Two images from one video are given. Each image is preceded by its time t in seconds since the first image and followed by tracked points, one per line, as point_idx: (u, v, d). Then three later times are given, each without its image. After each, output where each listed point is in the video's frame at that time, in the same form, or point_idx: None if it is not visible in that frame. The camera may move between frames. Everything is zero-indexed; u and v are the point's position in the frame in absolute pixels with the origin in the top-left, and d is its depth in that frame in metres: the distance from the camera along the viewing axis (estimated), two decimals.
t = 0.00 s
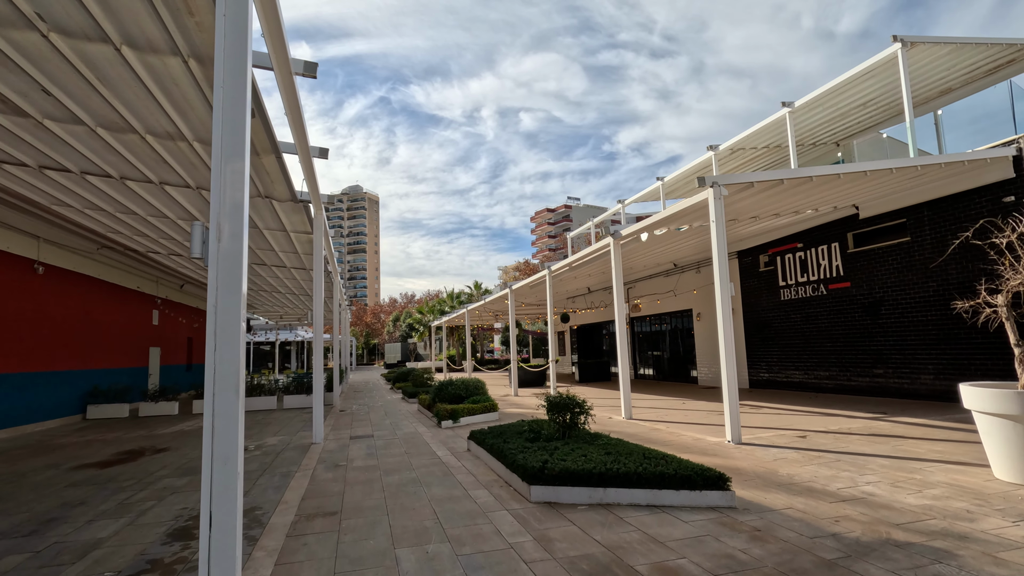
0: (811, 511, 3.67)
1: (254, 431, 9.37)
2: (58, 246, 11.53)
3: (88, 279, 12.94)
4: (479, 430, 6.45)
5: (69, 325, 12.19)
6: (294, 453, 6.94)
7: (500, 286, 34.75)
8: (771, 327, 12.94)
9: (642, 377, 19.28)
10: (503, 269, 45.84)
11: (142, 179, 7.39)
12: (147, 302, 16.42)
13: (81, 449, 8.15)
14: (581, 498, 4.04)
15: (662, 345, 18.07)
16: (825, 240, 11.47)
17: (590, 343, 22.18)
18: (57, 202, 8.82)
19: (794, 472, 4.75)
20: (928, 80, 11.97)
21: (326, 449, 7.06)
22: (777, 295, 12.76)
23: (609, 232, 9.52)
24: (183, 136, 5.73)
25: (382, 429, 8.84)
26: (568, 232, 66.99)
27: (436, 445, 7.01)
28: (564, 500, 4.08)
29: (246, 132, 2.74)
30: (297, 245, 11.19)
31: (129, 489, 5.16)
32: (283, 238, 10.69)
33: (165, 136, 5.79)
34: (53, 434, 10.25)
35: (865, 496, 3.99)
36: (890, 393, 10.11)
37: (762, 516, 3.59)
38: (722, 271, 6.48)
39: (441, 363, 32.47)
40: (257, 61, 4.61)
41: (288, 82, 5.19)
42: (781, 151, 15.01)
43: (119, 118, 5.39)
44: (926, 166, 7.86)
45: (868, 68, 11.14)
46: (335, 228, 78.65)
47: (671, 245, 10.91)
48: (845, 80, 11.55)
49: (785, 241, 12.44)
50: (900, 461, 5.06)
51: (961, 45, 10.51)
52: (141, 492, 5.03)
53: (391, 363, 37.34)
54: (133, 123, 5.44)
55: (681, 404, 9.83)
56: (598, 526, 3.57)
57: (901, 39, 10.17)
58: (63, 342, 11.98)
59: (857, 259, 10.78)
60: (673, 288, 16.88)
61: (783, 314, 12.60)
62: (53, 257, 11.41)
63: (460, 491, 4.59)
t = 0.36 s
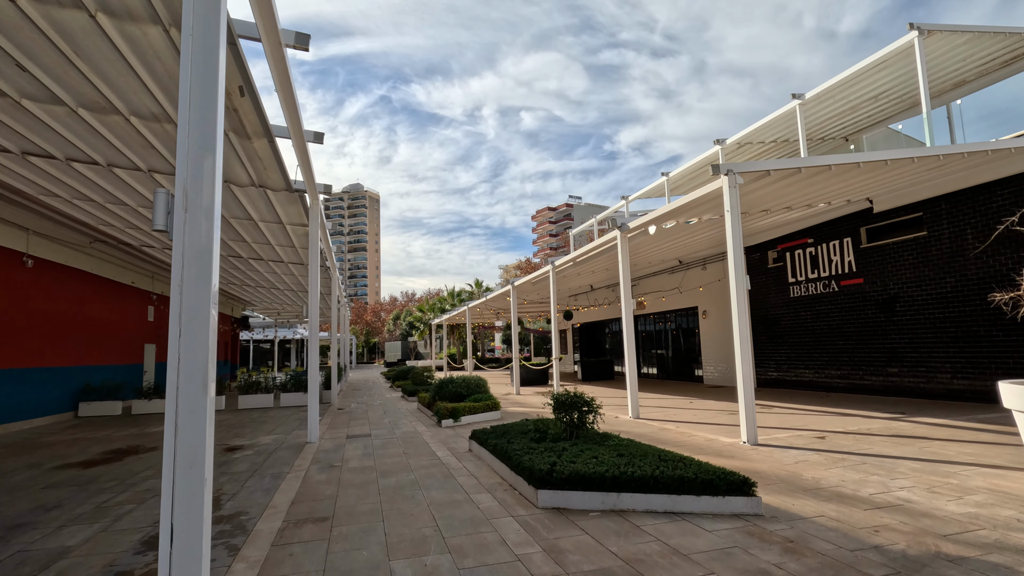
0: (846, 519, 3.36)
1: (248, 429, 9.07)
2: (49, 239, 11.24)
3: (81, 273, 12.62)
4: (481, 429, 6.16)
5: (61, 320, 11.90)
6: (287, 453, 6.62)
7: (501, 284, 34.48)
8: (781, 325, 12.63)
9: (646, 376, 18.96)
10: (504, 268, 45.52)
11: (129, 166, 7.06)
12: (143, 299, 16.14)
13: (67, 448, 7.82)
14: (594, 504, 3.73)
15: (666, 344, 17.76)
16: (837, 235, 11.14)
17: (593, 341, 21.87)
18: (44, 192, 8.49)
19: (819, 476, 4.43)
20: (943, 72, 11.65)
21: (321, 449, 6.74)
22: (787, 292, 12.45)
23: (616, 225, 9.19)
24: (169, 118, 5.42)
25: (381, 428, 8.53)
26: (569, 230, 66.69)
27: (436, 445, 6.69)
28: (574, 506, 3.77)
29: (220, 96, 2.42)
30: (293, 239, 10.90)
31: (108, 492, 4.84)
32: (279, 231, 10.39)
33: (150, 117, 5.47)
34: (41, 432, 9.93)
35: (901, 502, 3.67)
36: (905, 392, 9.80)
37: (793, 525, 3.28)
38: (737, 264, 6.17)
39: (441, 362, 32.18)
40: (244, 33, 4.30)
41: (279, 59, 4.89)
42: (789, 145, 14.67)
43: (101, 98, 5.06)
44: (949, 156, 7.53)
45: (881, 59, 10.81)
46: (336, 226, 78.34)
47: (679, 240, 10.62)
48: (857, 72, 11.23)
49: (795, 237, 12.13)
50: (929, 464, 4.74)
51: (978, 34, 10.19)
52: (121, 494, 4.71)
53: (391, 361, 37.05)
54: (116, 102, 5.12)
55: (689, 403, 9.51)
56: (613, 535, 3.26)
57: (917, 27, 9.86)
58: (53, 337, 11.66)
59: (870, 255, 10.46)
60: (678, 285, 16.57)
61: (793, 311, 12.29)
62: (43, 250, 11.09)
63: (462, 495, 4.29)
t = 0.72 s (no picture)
0: (886, 543, 3.01)
1: (236, 432, 8.69)
2: (32, 234, 10.86)
3: (65, 269, 12.22)
4: (479, 435, 5.82)
5: (43, 318, 11.51)
6: (274, 459, 6.26)
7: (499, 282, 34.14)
8: (787, 324, 12.32)
9: (646, 376, 18.64)
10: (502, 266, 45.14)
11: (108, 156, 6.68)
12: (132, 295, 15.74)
13: (43, 452, 7.42)
14: (603, 522, 3.39)
15: (667, 344, 17.43)
16: (846, 233, 10.81)
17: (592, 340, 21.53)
18: (21, 183, 8.08)
19: (846, 490, 4.09)
20: (955, 65, 11.33)
21: (310, 455, 6.38)
22: (793, 291, 12.14)
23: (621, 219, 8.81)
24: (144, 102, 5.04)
25: (374, 431, 8.17)
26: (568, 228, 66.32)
27: (431, 451, 6.34)
28: (582, 525, 3.42)
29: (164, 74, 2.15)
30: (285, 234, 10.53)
31: (75, 505, 4.47)
32: (269, 225, 9.99)
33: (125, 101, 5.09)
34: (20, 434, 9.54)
35: (943, 523, 3.33)
36: (917, 395, 9.48)
37: (829, 550, 2.93)
38: (751, 262, 5.82)
39: (439, 360, 31.83)
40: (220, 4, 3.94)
41: (256, 29, 4.56)
42: (794, 141, 14.35)
43: (69, 78, 4.68)
44: (970, 149, 7.19)
45: (891, 50, 10.49)
46: (332, 223, 77.82)
47: (683, 237, 10.30)
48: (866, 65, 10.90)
49: (802, 234, 11.81)
50: (962, 476, 4.40)
51: (994, 25, 9.88)
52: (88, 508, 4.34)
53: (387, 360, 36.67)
54: (86, 83, 4.74)
55: (694, 406, 9.16)
56: (628, 561, 2.91)
57: (932, 17, 9.54)
58: (36, 335, 11.26)
59: (881, 252, 10.14)
60: (680, 283, 16.26)
61: (799, 310, 11.97)
62: (24, 244, 10.68)
63: (459, 510, 3.93)
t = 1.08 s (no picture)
0: (942, 563, 2.72)
1: (228, 434, 8.36)
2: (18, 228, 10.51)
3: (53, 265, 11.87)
4: (482, 438, 5.52)
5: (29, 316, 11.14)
6: (267, 463, 5.94)
7: (498, 281, 33.83)
8: (794, 324, 12.04)
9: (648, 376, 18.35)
10: (500, 266, 44.85)
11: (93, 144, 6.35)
12: (123, 293, 15.37)
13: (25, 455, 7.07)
14: (625, 537, 3.08)
15: (669, 344, 17.16)
16: (856, 230, 10.54)
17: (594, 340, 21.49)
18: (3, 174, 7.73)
19: (883, 500, 3.79)
20: (967, 61, 11.10)
21: (304, 460, 6.06)
22: (800, 290, 11.87)
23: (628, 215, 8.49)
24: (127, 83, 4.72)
25: (372, 433, 7.85)
26: (566, 228, 66.12)
27: (432, 455, 6.02)
28: (601, 540, 3.12)
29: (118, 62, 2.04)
30: (280, 229, 10.23)
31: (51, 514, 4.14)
32: (263, 219, 9.65)
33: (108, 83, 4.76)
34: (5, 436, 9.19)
35: (996, 538, 3.04)
36: (932, 396, 9.21)
37: (881, 571, 2.63)
38: (769, 257, 5.53)
39: (437, 360, 31.49)
40: None
41: None
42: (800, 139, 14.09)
43: (46, 55, 4.35)
44: (994, 141, 6.91)
45: (903, 44, 10.23)
46: (329, 223, 77.42)
47: (690, 234, 10.01)
48: (877, 59, 10.63)
49: (810, 232, 11.53)
50: (1002, 484, 4.12)
51: (1009, 18, 9.66)
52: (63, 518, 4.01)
53: (384, 360, 36.34)
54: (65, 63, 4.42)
55: (703, 409, 8.87)
56: None
57: (946, 8, 9.33)
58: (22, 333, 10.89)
59: (893, 250, 9.87)
60: (684, 282, 15.97)
61: (807, 309, 11.70)
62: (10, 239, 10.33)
63: (465, 522, 3.63)
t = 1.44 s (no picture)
0: None
1: (218, 437, 8.04)
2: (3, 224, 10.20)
3: (40, 262, 11.54)
4: (483, 442, 5.22)
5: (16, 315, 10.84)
6: (256, 469, 5.64)
7: (498, 280, 33.54)
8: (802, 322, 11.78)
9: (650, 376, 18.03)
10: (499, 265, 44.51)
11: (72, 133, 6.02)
12: (116, 291, 15.07)
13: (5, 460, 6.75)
14: (643, 557, 2.78)
15: (672, 343, 16.89)
16: (867, 226, 10.25)
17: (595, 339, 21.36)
18: None
19: (919, 511, 3.48)
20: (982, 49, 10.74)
21: (296, 465, 5.75)
22: (809, 287, 11.59)
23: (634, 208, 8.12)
24: (104, 63, 4.39)
25: (368, 436, 7.54)
26: (566, 227, 65.78)
27: (430, 460, 5.71)
28: (616, 560, 2.82)
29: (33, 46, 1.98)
30: (273, 225, 9.90)
31: (17, 527, 3.83)
32: (255, 215, 9.33)
33: (80, 64, 4.45)
34: None
35: None
36: (946, 396, 8.93)
37: None
38: (784, 250, 5.25)
39: (436, 360, 31.23)
40: None
41: None
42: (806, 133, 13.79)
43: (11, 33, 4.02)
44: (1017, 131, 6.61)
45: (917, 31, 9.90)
46: (327, 222, 77.02)
47: (697, 230, 9.72)
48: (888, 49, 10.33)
49: (819, 228, 11.25)
50: None
51: None
52: (29, 533, 3.69)
53: (383, 360, 36.01)
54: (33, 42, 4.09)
55: (711, 411, 8.58)
56: None
57: None
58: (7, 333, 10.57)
59: (905, 246, 9.58)
60: (687, 280, 15.68)
61: (815, 307, 11.43)
62: None
63: (466, 537, 3.33)
